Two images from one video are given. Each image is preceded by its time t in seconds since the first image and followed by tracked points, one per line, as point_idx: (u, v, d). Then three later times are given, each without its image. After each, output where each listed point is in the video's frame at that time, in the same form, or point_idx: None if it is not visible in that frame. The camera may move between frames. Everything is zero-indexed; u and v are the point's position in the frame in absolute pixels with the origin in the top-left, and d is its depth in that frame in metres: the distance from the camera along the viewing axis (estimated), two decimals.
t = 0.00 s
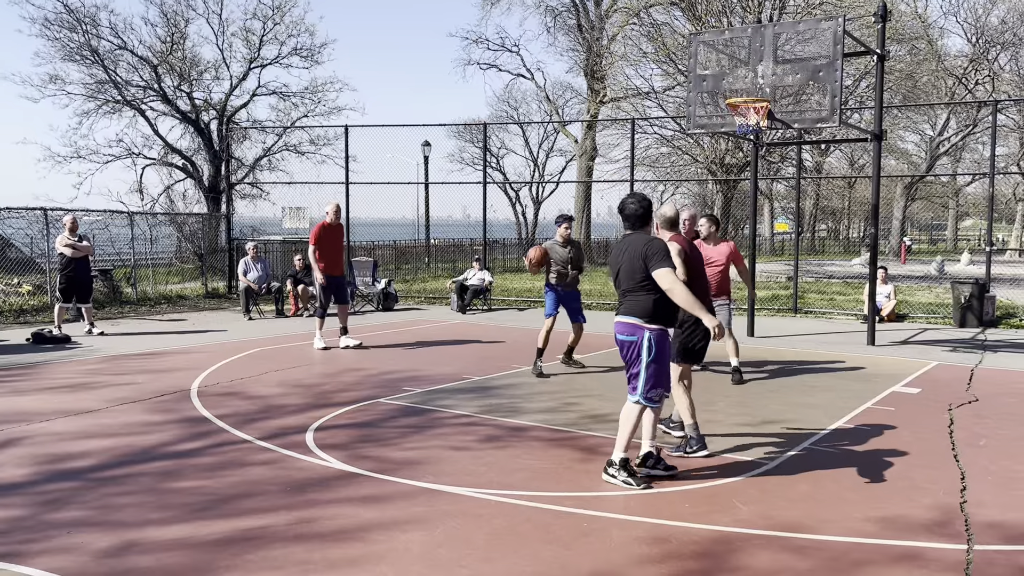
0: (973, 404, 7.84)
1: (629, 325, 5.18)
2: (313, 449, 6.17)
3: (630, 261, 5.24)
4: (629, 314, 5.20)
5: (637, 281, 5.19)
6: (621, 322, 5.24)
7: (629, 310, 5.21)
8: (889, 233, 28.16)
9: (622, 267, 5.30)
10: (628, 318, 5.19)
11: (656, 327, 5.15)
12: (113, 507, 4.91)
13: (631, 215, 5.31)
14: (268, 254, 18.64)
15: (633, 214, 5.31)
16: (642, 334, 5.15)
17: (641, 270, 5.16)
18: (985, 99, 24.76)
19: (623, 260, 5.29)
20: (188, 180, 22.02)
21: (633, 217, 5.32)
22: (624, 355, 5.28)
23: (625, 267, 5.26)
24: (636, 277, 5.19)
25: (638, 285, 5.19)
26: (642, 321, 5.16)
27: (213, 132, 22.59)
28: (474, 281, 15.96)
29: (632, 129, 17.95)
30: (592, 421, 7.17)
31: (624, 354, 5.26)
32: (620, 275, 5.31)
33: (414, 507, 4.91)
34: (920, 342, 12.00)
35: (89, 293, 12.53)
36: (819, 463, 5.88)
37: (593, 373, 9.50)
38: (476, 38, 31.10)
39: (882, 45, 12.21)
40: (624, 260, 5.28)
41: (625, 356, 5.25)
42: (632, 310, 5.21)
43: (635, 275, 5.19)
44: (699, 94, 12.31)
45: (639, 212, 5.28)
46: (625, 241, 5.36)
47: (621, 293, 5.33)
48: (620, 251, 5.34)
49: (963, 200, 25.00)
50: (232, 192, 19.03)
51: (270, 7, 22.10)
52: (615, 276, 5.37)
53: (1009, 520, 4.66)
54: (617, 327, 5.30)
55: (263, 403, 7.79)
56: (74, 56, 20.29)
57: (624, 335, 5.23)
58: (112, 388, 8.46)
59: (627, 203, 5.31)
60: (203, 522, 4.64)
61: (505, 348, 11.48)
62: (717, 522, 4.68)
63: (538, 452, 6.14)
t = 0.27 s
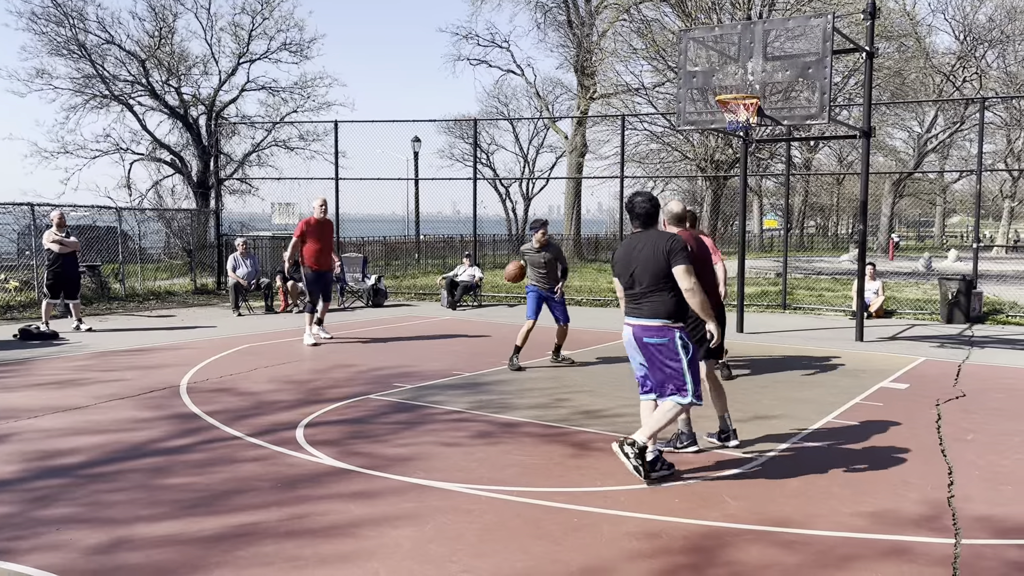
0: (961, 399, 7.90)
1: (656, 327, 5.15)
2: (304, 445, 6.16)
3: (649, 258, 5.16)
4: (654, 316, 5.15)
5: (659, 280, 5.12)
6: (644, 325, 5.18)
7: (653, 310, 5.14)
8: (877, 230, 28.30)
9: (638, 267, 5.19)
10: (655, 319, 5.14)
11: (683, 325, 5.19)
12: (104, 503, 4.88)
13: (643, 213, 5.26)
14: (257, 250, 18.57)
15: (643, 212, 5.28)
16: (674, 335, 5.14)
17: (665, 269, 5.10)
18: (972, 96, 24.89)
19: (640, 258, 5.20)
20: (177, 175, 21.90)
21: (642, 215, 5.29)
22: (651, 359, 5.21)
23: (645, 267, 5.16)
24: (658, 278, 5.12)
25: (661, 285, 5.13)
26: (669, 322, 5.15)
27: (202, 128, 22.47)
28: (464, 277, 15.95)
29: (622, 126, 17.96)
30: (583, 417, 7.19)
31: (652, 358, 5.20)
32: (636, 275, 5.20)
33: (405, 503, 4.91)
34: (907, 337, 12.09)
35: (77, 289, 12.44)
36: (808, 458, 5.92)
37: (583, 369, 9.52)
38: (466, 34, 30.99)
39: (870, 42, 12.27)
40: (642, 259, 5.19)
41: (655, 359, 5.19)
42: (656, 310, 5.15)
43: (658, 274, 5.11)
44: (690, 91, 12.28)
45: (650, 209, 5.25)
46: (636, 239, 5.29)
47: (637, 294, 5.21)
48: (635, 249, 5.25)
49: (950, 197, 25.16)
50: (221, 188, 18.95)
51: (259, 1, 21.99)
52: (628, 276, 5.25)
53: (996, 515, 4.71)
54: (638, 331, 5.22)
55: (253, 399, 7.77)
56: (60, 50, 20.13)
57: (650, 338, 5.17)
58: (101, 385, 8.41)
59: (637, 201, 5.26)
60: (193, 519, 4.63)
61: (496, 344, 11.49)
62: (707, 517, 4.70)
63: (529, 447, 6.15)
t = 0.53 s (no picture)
0: (949, 398, 7.95)
1: (686, 326, 5.12)
2: (294, 445, 6.14)
3: (674, 258, 5.13)
4: (680, 316, 5.10)
5: (685, 279, 5.09)
6: (671, 325, 5.11)
7: (679, 310, 5.10)
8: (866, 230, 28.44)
9: (663, 266, 5.14)
10: (682, 319, 5.10)
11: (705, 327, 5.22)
12: (94, 503, 4.86)
13: (662, 212, 5.25)
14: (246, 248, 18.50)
15: (661, 212, 5.26)
16: (700, 336, 5.15)
17: (690, 267, 5.08)
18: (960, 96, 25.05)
19: (664, 257, 5.16)
20: (166, 173, 21.79)
21: (659, 215, 5.28)
22: (676, 360, 5.14)
23: (670, 265, 5.12)
24: (684, 277, 5.09)
25: (686, 284, 5.10)
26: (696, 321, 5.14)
27: (191, 125, 22.36)
28: (455, 276, 15.94)
29: (613, 125, 17.98)
30: (574, 415, 7.20)
31: (681, 358, 5.13)
32: (659, 275, 5.15)
33: (397, 502, 4.90)
34: (896, 337, 12.16)
35: (65, 288, 12.36)
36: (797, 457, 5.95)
37: (574, 368, 9.53)
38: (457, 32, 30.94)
39: (859, 43, 12.35)
40: (665, 258, 5.15)
41: (683, 360, 5.13)
42: (681, 310, 5.10)
43: (684, 274, 5.09)
44: (680, 90, 12.33)
45: (670, 207, 5.24)
46: (656, 239, 5.26)
47: (661, 294, 5.15)
48: (656, 248, 5.21)
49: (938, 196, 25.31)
50: (210, 186, 18.86)
51: None
52: (650, 275, 5.19)
53: (984, 513, 4.75)
54: (667, 330, 5.12)
55: (244, 399, 7.74)
56: (48, 47, 19.99)
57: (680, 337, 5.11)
58: (91, 384, 8.36)
59: (656, 199, 5.24)
60: (184, 519, 4.61)
61: (487, 343, 11.48)
62: (698, 515, 4.72)
63: (520, 446, 6.16)
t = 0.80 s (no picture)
0: (936, 398, 8.01)
1: (707, 327, 5.13)
2: (284, 445, 6.13)
3: (697, 260, 5.15)
4: (700, 316, 5.14)
5: (707, 280, 5.15)
6: (692, 326, 5.13)
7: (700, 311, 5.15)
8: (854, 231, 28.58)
9: (685, 267, 5.16)
10: (703, 318, 5.14)
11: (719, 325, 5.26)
12: (82, 504, 4.84)
13: (679, 213, 5.25)
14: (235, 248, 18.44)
15: (679, 212, 5.26)
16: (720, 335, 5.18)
17: (712, 268, 5.14)
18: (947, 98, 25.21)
19: (685, 258, 5.18)
20: (154, 172, 21.71)
21: (675, 215, 5.28)
22: (694, 360, 5.15)
23: (692, 265, 5.15)
24: (706, 277, 5.14)
25: (707, 284, 5.16)
26: (716, 321, 5.18)
27: (180, 125, 22.27)
28: (445, 277, 15.94)
29: (603, 126, 18.01)
30: (564, 416, 7.23)
31: (700, 360, 5.13)
32: (682, 275, 5.17)
33: (388, 503, 4.91)
34: (884, 337, 12.23)
35: (53, 288, 12.29)
36: (786, 458, 5.99)
37: (563, 368, 9.56)
38: (447, 33, 30.93)
39: (848, 45, 12.40)
40: (687, 259, 5.17)
41: (700, 362, 5.13)
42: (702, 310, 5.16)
43: (706, 276, 5.14)
44: (669, 92, 12.36)
45: (686, 207, 5.26)
46: (675, 239, 5.26)
47: (682, 295, 5.17)
48: (676, 249, 5.22)
49: (926, 198, 25.47)
50: (199, 185, 18.77)
51: None
52: (671, 276, 5.19)
53: (970, 512, 4.79)
54: (689, 331, 5.12)
55: (234, 399, 7.72)
56: (36, 46, 19.87)
57: (702, 338, 5.11)
58: (79, 384, 8.33)
59: (674, 199, 5.24)
60: (175, 519, 4.60)
61: (477, 344, 11.49)
62: (688, 515, 4.74)
63: (511, 447, 6.17)
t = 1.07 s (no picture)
0: (923, 400, 8.07)
1: (707, 327, 5.17)
2: (274, 447, 6.12)
3: (701, 260, 5.19)
4: (702, 316, 5.18)
5: (710, 279, 5.19)
6: (693, 326, 5.16)
7: (705, 309, 5.18)
8: (843, 233, 28.71)
9: (689, 266, 5.19)
10: (705, 320, 5.18)
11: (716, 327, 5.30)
12: (70, 506, 4.81)
13: (680, 214, 5.31)
14: (224, 249, 18.39)
15: (678, 214, 5.32)
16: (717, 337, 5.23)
17: (716, 267, 5.19)
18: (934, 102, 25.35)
19: (689, 257, 5.20)
20: (143, 174, 21.62)
21: (674, 217, 5.34)
22: (694, 362, 5.18)
23: (697, 264, 5.18)
24: (709, 276, 5.18)
25: (710, 283, 5.21)
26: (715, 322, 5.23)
27: (169, 126, 22.19)
28: (435, 279, 15.93)
29: (593, 128, 18.03)
30: (554, 417, 7.24)
31: (700, 362, 5.16)
32: (688, 275, 5.18)
33: (377, 504, 4.90)
34: (872, 340, 12.30)
35: (41, 289, 12.22)
36: (775, 459, 6.02)
37: (553, 370, 9.57)
38: (438, 35, 30.97)
39: (837, 49, 12.48)
40: (692, 259, 5.19)
41: (700, 364, 5.17)
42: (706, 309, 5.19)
43: (710, 276, 5.18)
44: (659, 94, 12.40)
45: (685, 210, 5.33)
46: (677, 239, 5.29)
47: (687, 293, 5.18)
48: (679, 249, 5.24)
49: (913, 201, 25.61)
50: (188, 187, 18.70)
51: None
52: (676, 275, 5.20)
53: (957, 512, 4.83)
54: (691, 332, 5.15)
55: (224, 401, 7.69)
56: (24, 46, 19.76)
57: (703, 339, 5.15)
58: (67, 386, 8.28)
59: (674, 200, 5.29)
60: (163, 521, 4.58)
61: (467, 346, 11.49)
62: (677, 516, 4.76)
63: (501, 448, 6.18)
